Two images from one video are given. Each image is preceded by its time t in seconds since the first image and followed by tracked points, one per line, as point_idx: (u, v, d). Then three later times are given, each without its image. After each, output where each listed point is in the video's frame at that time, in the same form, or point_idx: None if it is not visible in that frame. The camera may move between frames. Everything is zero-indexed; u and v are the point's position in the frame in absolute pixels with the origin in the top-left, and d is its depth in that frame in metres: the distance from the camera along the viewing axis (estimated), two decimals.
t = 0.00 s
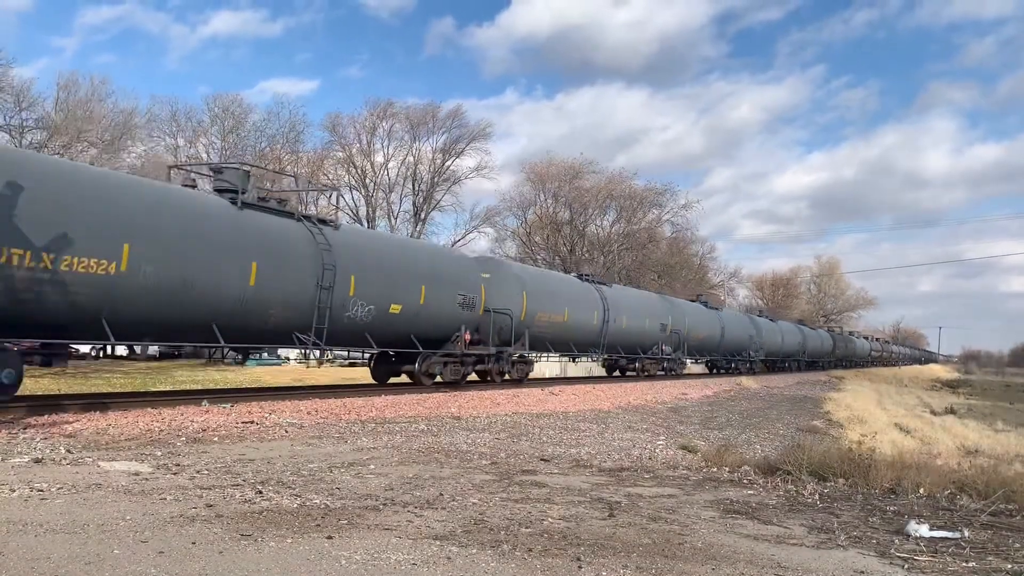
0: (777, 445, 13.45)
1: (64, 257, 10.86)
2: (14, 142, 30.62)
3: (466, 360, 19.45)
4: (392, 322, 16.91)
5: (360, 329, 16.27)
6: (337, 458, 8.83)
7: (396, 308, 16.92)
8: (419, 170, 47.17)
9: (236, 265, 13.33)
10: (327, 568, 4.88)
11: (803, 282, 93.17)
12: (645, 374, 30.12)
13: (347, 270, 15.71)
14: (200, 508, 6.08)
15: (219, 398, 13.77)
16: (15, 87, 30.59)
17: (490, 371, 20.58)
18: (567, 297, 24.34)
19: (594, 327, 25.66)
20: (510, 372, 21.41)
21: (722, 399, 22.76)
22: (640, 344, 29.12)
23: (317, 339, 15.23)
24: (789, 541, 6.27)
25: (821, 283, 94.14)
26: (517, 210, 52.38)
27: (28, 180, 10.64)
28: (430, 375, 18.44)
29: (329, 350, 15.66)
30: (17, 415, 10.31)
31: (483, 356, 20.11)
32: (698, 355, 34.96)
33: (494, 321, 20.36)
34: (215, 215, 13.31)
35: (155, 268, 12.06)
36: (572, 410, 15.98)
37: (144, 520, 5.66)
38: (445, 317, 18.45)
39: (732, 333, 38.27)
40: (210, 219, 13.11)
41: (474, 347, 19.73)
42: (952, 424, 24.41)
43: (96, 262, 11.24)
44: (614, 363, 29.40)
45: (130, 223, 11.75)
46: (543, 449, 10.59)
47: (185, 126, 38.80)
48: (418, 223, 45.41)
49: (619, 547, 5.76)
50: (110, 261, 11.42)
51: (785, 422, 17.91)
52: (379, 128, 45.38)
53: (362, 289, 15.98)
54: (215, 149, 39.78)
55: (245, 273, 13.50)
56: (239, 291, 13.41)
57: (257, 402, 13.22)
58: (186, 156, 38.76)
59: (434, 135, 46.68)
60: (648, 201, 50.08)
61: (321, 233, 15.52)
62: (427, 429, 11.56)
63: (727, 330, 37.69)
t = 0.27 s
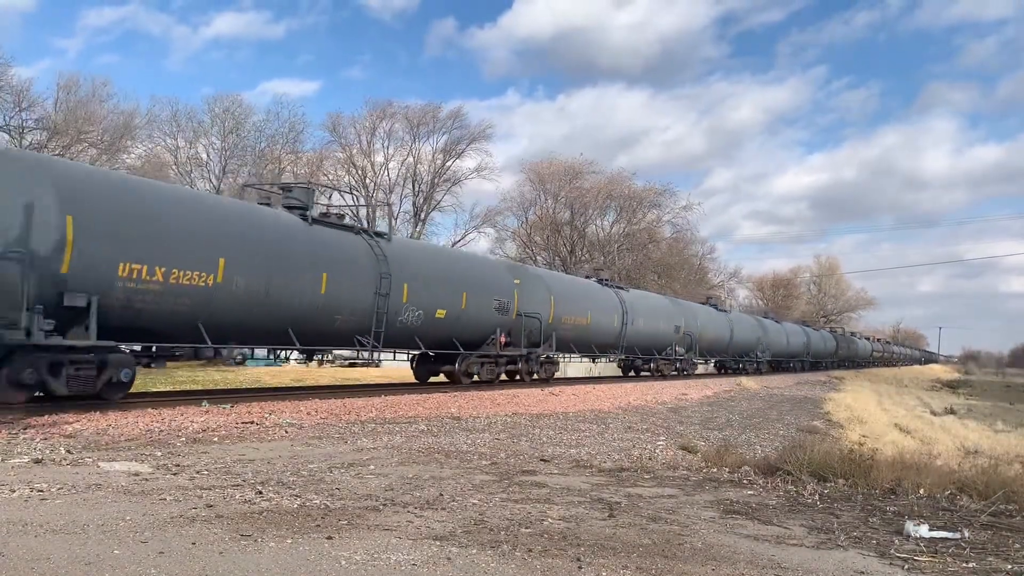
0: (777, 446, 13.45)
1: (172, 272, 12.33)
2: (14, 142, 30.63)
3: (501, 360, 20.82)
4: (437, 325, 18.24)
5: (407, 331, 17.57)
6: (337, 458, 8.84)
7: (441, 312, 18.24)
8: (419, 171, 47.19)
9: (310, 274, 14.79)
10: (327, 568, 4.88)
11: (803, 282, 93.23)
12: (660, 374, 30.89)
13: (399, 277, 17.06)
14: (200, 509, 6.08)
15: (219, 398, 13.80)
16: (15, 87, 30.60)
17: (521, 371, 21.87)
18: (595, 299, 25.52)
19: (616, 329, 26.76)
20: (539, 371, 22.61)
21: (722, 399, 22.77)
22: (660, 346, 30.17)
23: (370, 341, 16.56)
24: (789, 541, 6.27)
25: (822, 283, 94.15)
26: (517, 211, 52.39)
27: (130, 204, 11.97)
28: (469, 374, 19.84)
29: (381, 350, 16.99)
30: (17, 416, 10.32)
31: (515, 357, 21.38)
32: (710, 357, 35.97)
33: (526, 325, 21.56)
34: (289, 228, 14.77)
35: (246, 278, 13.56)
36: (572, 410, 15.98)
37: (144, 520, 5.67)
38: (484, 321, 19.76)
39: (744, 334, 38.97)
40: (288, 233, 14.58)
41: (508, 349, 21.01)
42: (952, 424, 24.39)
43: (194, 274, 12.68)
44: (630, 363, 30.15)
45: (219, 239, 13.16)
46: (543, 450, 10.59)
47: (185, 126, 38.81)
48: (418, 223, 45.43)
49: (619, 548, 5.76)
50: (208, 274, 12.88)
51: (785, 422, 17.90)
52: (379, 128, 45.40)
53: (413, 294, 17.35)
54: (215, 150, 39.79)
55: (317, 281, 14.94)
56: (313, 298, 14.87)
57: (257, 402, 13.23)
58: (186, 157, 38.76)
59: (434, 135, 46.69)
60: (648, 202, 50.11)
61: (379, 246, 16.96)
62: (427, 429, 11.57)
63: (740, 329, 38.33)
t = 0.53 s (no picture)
0: (777, 447, 13.44)
1: (259, 282, 13.90)
2: (14, 143, 30.64)
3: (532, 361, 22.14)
4: (477, 329, 19.59)
5: (448, 334, 18.83)
6: (337, 459, 8.83)
7: (480, 317, 19.59)
8: (419, 171, 47.22)
9: (371, 282, 16.24)
10: (327, 569, 4.88)
11: (802, 283, 93.24)
12: (672, 375, 31.74)
13: (445, 283, 18.44)
14: (200, 510, 6.08)
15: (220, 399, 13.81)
16: (15, 88, 30.61)
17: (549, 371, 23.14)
18: (620, 303, 26.89)
19: (634, 333, 27.96)
20: (564, 371, 23.80)
21: (722, 400, 22.76)
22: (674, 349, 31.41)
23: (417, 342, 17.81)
24: (789, 542, 6.27)
25: (822, 284, 94.17)
26: (517, 211, 52.41)
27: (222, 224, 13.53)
28: (502, 374, 21.13)
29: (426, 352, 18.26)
30: (17, 417, 10.31)
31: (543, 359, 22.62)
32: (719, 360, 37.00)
33: (553, 329, 22.86)
34: (352, 241, 16.29)
35: (317, 286, 15.01)
36: (573, 411, 15.98)
37: (144, 521, 5.66)
38: (518, 325, 21.14)
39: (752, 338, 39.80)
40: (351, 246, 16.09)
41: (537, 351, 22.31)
42: (953, 425, 24.37)
43: (277, 284, 14.23)
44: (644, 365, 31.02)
45: (294, 252, 14.66)
46: (543, 451, 10.59)
47: (185, 127, 38.82)
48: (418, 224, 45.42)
49: (619, 549, 5.75)
50: (287, 283, 14.39)
51: (786, 423, 17.89)
52: (379, 129, 45.42)
53: (457, 300, 18.73)
54: (215, 151, 39.80)
55: (376, 289, 16.39)
56: (374, 304, 16.34)
57: (258, 403, 13.24)
58: (186, 158, 38.77)
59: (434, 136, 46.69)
60: (648, 203, 50.13)
61: (426, 256, 18.41)
62: (428, 430, 11.56)
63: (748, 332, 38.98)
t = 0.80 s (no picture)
0: (778, 448, 13.41)
1: (327, 292, 15.76)
2: (14, 145, 30.63)
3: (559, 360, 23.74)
4: (510, 333, 21.40)
5: (484, 338, 20.61)
6: (337, 460, 8.82)
7: (512, 321, 21.39)
8: (419, 173, 47.24)
9: (419, 291, 18.03)
10: (327, 570, 4.88)
11: (802, 285, 93.24)
12: (684, 376, 32.93)
13: (482, 292, 20.27)
14: (200, 512, 6.07)
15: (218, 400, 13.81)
16: (15, 90, 30.63)
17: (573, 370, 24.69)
18: (636, 308, 28.42)
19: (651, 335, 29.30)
20: (586, 372, 25.40)
21: (723, 402, 22.75)
22: (688, 351, 32.41)
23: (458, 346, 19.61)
24: (789, 544, 6.26)
25: (822, 285, 94.23)
26: (517, 213, 52.43)
27: (293, 240, 15.31)
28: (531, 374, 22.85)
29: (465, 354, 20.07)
30: (16, 418, 10.30)
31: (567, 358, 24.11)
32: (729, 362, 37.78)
33: (577, 332, 24.54)
34: (400, 253, 18.09)
35: (374, 294, 16.84)
36: (572, 413, 15.97)
37: (143, 523, 5.65)
38: (546, 330, 22.92)
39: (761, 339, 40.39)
40: (401, 258, 17.92)
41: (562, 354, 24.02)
42: (953, 427, 24.32)
43: (342, 292, 16.07)
44: (658, 366, 32.15)
45: (354, 264, 16.49)
46: (543, 453, 10.56)
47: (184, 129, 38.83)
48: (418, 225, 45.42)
49: (620, 551, 5.74)
50: (349, 292, 16.22)
51: (785, 425, 17.87)
52: (378, 131, 45.42)
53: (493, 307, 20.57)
54: (215, 152, 39.80)
55: (422, 296, 18.19)
56: (424, 311, 18.23)
57: (257, 404, 13.23)
58: (186, 159, 38.77)
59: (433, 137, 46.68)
60: (648, 204, 50.15)
61: (466, 265, 20.24)
62: (427, 432, 11.55)
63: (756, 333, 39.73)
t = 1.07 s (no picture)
0: (777, 450, 13.46)
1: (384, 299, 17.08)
2: (14, 146, 30.66)
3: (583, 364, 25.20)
4: (540, 337, 22.73)
5: (516, 342, 21.88)
6: (337, 462, 8.84)
7: (541, 326, 22.71)
8: (419, 175, 47.28)
9: (461, 298, 19.39)
10: (327, 571, 4.89)
11: (802, 287, 93.25)
12: (695, 377, 33.95)
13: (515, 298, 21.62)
14: (200, 513, 6.08)
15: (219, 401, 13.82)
16: (15, 91, 30.66)
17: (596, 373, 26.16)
18: (652, 312, 29.69)
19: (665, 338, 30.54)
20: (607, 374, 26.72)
21: (723, 403, 22.79)
22: (700, 353, 33.56)
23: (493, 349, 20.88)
24: (789, 545, 6.27)
25: (822, 287, 94.31)
26: (517, 215, 52.48)
27: (352, 252, 16.57)
28: (558, 374, 24.22)
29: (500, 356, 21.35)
30: (17, 420, 10.32)
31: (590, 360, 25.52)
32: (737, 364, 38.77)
33: (598, 335, 25.79)
34: (441, 263, 19.46)
35: (423, 301, 18.15)
36: (573, 414, 16.00)
37: (143, 524, 5.66)
38: (573, 334, 24.23)
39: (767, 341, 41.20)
40: (444, 268, 19.32)
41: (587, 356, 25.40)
42: (953, 429, 24.35)
43: (396, 300, 17.37)
44: (671, 368, 33.30)
45: (406, 274, 17.83)
46: (543, 454, 10.59)
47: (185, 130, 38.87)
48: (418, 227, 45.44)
49: (620, 552, 5.75)
50: (403, 299, 17.54)
51: (785, 426, 17.90)
52: (378, 132, 45.46)
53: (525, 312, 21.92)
54: (215, 154, 39.85)
55: (465, 303, 19.53)
56: (466, 317, 19.59)
57: (257, 406, 13.26)
58: (186, 161, 38.78)
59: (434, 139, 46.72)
60: (648, 206, 50.20)
61: (500, 274, 21.63)
62: (428, 433, 11.58)
63: (763, 335, 40.72)
